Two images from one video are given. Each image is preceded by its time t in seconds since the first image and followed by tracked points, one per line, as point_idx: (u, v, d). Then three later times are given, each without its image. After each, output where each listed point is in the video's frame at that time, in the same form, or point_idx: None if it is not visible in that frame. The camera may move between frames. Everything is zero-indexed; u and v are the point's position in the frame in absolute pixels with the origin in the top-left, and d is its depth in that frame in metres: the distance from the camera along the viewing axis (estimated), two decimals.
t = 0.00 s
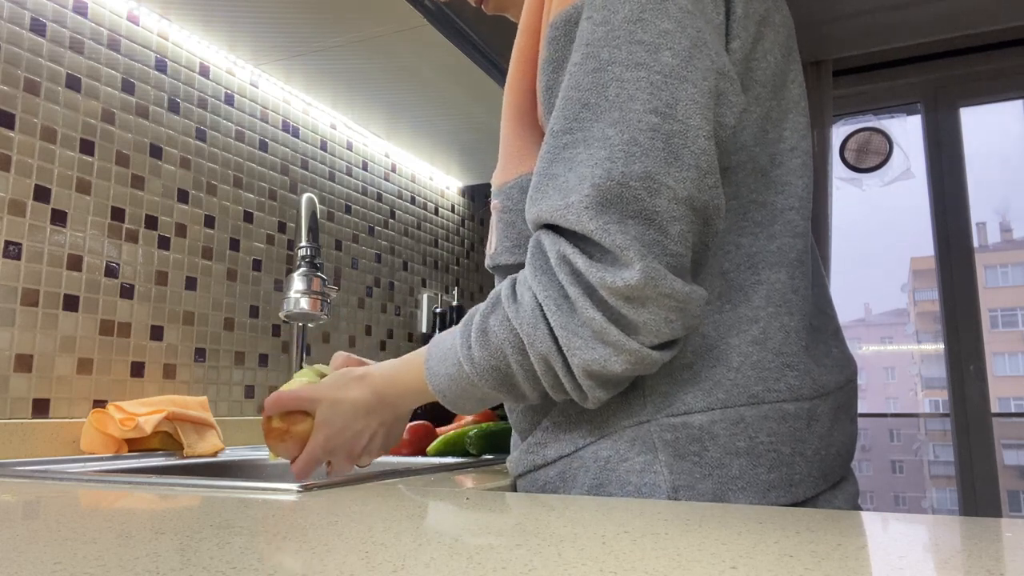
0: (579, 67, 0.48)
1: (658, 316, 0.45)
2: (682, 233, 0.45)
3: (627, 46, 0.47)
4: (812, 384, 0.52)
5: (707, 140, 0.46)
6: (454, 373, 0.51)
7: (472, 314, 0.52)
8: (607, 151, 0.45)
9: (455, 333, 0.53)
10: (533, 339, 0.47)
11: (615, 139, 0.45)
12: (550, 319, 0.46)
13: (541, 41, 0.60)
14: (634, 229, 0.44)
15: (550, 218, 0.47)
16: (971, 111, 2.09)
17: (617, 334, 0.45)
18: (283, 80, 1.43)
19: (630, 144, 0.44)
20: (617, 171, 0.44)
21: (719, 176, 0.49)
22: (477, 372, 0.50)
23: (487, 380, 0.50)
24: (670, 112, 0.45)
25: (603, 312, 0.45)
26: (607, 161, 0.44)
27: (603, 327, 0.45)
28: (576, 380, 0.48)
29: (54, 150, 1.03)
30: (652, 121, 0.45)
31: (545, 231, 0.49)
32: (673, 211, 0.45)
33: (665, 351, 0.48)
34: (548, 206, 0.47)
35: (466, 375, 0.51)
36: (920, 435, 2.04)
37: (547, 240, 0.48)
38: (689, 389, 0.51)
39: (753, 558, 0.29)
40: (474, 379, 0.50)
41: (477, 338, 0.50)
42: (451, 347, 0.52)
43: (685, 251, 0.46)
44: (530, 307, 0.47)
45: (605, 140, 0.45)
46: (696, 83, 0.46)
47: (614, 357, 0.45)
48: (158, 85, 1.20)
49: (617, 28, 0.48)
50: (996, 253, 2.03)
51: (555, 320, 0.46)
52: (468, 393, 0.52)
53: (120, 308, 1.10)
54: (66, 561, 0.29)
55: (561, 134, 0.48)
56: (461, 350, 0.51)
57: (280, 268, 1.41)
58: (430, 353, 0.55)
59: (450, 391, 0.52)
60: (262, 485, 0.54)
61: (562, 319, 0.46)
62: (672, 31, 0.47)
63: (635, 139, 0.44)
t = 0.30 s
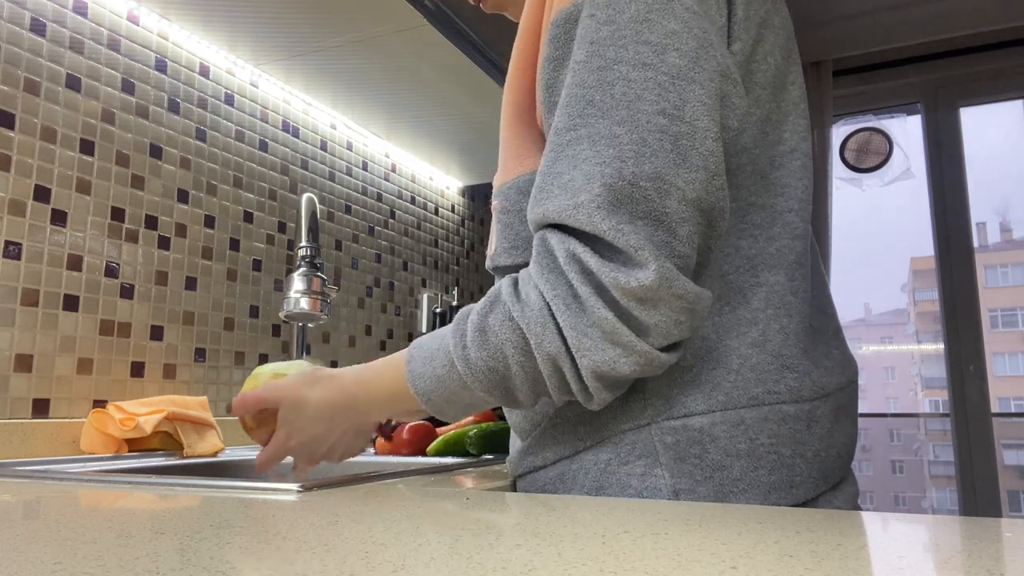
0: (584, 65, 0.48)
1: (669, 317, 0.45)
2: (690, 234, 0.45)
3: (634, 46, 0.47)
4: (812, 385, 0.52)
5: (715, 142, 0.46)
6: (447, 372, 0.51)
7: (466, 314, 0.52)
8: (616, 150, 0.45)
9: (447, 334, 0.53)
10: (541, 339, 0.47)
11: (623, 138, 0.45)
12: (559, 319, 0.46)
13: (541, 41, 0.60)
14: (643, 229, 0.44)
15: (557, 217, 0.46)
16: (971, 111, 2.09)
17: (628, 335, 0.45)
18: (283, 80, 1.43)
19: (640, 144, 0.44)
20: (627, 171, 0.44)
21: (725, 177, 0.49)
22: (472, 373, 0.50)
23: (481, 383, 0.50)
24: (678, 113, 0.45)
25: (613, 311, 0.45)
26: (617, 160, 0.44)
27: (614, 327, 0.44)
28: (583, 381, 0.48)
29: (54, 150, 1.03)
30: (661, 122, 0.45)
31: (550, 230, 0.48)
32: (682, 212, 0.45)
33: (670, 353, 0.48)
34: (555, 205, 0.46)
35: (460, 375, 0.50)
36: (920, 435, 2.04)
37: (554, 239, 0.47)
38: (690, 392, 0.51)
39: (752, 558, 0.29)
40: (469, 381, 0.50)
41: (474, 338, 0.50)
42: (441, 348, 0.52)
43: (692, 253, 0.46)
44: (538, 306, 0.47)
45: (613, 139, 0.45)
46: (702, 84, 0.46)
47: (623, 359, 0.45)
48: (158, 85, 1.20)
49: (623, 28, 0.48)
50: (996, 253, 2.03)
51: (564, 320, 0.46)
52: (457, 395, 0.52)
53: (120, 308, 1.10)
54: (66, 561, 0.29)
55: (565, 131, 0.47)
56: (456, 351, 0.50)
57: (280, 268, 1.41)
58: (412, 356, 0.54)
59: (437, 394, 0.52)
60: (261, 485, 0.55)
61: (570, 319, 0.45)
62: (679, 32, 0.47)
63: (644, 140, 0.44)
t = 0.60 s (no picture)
0: (585, 66, 0.48)
1: (676, 318, 0.45)
2: (695, 235, 0.46)
3: (636, 47, 0.47)
4: (812, 387, 0.52)
5: (719, 143, 0.46)
6: (447, 377, 0.51)
7: (466, 318, 0.52)
8: (621, 150, 0.45)
9: (446, 339, 0.53)
10: (548, 342, 0.47)
11: (628, 139, 0.45)
12: (566, 321, 0.46)
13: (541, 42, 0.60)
14: (649, 229, 0.44)
15: (561, 218, 0.46)
16: (971, 111, 2.09)
17: (637, 336, 0.45)
18: (283, 80, 1.43)
19: (645, 145, 0.44)
20: (633, 172, 0.44)
21: (728, 178, 0.49)
22: (474, 377, 0.50)
23: (483, 388, 0.50)
24: (682, 115, 0.45)
25: (621, 312, 0.45)
26: (622, 161, 0.44)
27: (623, 328, 0.44)
28: (590, 384, 0.48)
29: (54, 150, 1.03)
30: (665, 123, 0.45)
31: (553, 231, 0.48)
32: (687, 213, 0.45)
33: (677, 354, 0.48)
34: (558, 206, 0.46)
35: (461, 380, 0.50)
36: (920, 435, 2.04)
37: (558, 240, 0.47)
38: (689, 394, 0.51)
39: (752, 558, 0.29)
40: (473, 388, 0.50)
41: (477, 341, 0.49)
42: (441, 354, 0.52)
43: (696, 253, 0.46)
44: (544, 308, 0.47)
45: (618, 140, 0.45)
46: (705, 86, 0.46)
47: (631, 360, 0.45)
48: (158, 85, 1.20)
49: (624, 29, 0.48)
50: (996, 253, 2.04)
51: (571, 322, 0.46)
52: (456, 401, 0.52)
53: (120, 308, 1.10)
54: (66, 560, 0.29)
55: (568, 132, 0.47)
56: (457, 355, 0.50)
57: (280, 268, 1.41)
58: (406, 363, 0.54)
59: (435, 400, 0.52)
60: (261, 485, 0.54)
61: (578, 321, 0.45)
62: (680, 33, 0.47)
63: (649, 141, 0.44)
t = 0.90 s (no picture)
0: (581, 66, 0.48)
1: (670, 318, 0.45)
2: (690, 235, 0.45)
3: (631, 47, 0.47)
4: (812, 388, 0.52)
5: (714, 142, 0.46)
6: (443, 378, 0.51)
7: (462, 319, 0.52)
8: (615, 150, 0.45)
9: (442, 340, 0.53)
10: (541, 342, 0.47)
11: (622, 139, 0.45)
12: (559, 322, 0.46)
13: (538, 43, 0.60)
14: (643, 230, 0.44)
15: (555, 218, 0.46)
16: (971, 112, 2.09)
17: (630, 337, 0.45)
18: (283, 80, 1.43)
19: (639, 145, 0.44)
20: (627, 172, 0.44)
21: (724, 178, 0.49)
22: (469, 378, 0.50)
23: (478, 389, 0.50)
24: (677, 114, 0.45)
25: (614, 313, 0.45)
26: (616, 161, 0.44)
27: (616, 329, 0.44)
28: (583, 384, 0.48)
29: (54, 150, 1.03)
30: (659, 123, 0.45)
31: (548, 232, 0.48)
32: (682, 213, 0.45)
33: (671, 354, 0.48)
34: (553, 206, 0.46)
35: (457, 381, 0.51)
36: (920, 435, 2.04)
37: (553, 240, 0.47)
38: (689, 394, 0.51)
39: (752, 558, 0.29)
40: (468, 389, 0.50)
41: (471, 342, 0.49)
42: (435, 355, 0.52)
43: (691, 253, 0.46)
44: (538, 309, 0.47)
45: (612, 140, 0.45)
46: (700, 85, 0.46)
47: (624, 360, 0.45)
48: (158, 85, 1.20)
49: (619, 29, 0.48)
50: (996, 253, 2.04)
51: (564, 323, 0.46)
52: (452, 402, 0.52)
53: (120, 308, 1.10)
54: (66, 561, 0.29)
55: (563, 132, 0.47)
56: (452, 357, 0.50)
57: (280, 268, 1.41)
58: (403, 364, 0.54)
59: (431, 401, 0.52)
60: (261, 485, 0.54)
61: (571, 322, 0.45)
62: (676, 33, 0.47)
63: (643, 140, 0.44)
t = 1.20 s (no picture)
0: (568, 64, 0.48)
1: (652, 313, 0.45)
2: (674, 230, 0.45)
3: (617, 44, 0.47)
4: (810, 385, 0.52)
5: (698, 137, 0.46)
6: (436, 373, 0.51)
7: (453, 315, 0.52)
8: (598, 146, 0.45)
9: (434, 336, 0.53)
10: (528, 337, 0.47)
11: (606, 134, 0.45)
12: (544, 317, 0.46)
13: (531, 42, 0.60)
14: (626, 225, 0.44)
15: (540, 214, 0.46)
16: (970, 111, 2.09)
17: (613, 332, 0.45)
18: (283, 80, 1.43)
19: (622, 141, 0.44)
20: (609, 167, 0.44)
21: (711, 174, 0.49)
22: (460, 373, 0.50)
23: (468, 383, 0.50)
24: (661, 109, 0.45)
25: (598, 308, 0.45)
26: (599, 157, 0.44)
27: (599, 323, 0.44)
28: (569, 379, 0.48)
29: (54, 150, 1.03)
30: (643, 119, 0.45)
31: (535, 228, 0.48)
32: (665, 208, 0.45)
33: (657, 350, 0.48)
34: (538, 203, 0.46)
35: (448, 376, 0.51)
36: (920, 435, 2.04)
37: (539, 236, 0.47)
38: (685, 391, 0.51)
39: (752, 558, 0.29)
40: (459, 384, 0.50)
41: (461, 338, 0.50)
42: (428, 351, 0.52)
43: (676, 249, 0.46)
44: (523, 304, 0.47)
45: (596, 136, 0.45)
46: (686, 81, 0.46)
47: (608, 355, 0.45)
48: (158, 85, 1.20)
49: (606, 27, 0.48)
50: (995, 252, 2.04)
51: (549, 318, 0.46)
52: (444, 397, 0.52)
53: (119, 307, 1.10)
54: (66, 561, 0.29)
55: (549, 129, 0.48)
56: (443, 352, 0.51)
57: (280, 268, 1.41)
58: (398, 360, 0.55)
59: (424, 397, 0.52)
60: (261, 485, 0.54)
61: (556, 316, 0.46)
62: (662, 29, 0.47)
63: (627, 136, 0.44)
